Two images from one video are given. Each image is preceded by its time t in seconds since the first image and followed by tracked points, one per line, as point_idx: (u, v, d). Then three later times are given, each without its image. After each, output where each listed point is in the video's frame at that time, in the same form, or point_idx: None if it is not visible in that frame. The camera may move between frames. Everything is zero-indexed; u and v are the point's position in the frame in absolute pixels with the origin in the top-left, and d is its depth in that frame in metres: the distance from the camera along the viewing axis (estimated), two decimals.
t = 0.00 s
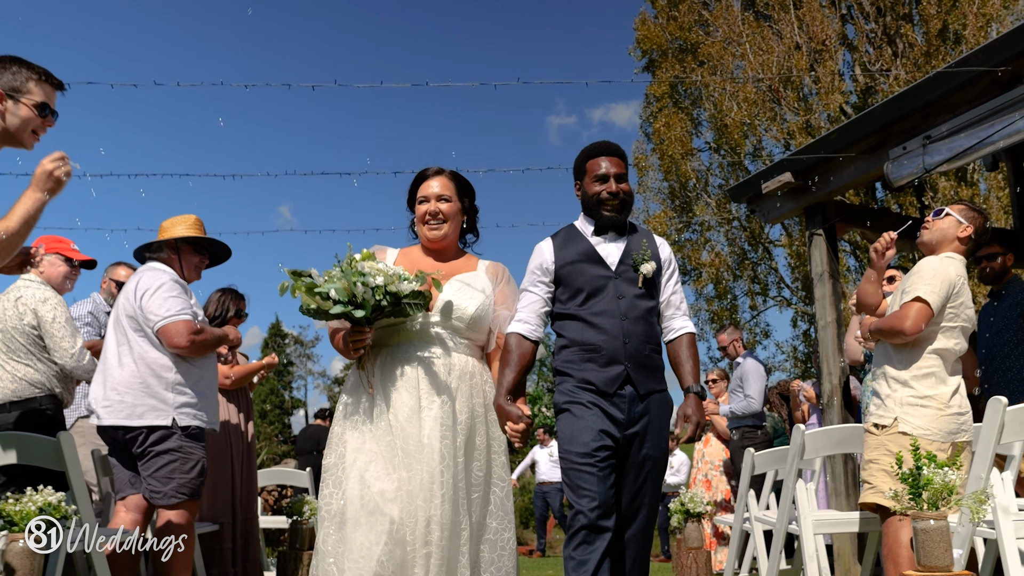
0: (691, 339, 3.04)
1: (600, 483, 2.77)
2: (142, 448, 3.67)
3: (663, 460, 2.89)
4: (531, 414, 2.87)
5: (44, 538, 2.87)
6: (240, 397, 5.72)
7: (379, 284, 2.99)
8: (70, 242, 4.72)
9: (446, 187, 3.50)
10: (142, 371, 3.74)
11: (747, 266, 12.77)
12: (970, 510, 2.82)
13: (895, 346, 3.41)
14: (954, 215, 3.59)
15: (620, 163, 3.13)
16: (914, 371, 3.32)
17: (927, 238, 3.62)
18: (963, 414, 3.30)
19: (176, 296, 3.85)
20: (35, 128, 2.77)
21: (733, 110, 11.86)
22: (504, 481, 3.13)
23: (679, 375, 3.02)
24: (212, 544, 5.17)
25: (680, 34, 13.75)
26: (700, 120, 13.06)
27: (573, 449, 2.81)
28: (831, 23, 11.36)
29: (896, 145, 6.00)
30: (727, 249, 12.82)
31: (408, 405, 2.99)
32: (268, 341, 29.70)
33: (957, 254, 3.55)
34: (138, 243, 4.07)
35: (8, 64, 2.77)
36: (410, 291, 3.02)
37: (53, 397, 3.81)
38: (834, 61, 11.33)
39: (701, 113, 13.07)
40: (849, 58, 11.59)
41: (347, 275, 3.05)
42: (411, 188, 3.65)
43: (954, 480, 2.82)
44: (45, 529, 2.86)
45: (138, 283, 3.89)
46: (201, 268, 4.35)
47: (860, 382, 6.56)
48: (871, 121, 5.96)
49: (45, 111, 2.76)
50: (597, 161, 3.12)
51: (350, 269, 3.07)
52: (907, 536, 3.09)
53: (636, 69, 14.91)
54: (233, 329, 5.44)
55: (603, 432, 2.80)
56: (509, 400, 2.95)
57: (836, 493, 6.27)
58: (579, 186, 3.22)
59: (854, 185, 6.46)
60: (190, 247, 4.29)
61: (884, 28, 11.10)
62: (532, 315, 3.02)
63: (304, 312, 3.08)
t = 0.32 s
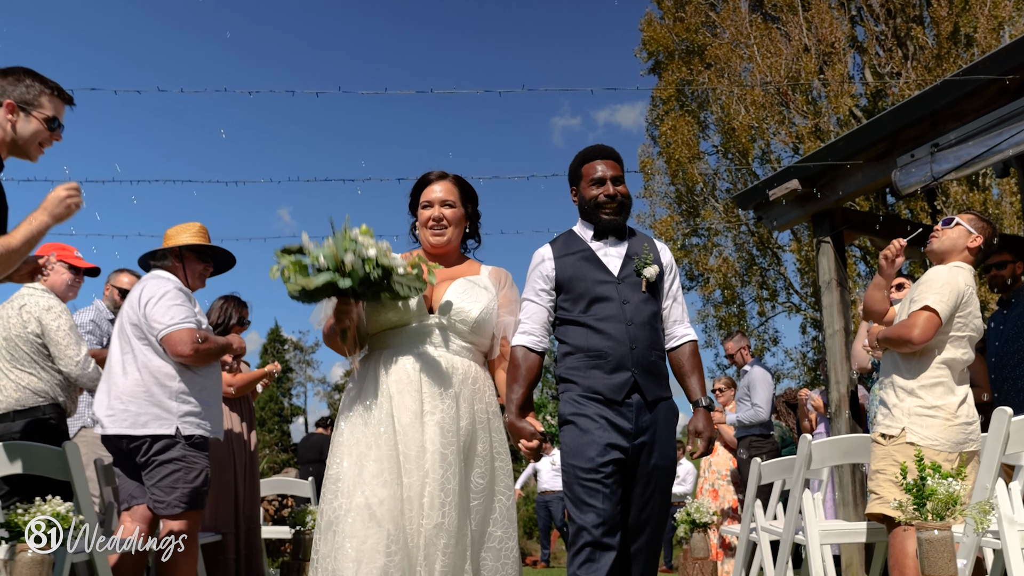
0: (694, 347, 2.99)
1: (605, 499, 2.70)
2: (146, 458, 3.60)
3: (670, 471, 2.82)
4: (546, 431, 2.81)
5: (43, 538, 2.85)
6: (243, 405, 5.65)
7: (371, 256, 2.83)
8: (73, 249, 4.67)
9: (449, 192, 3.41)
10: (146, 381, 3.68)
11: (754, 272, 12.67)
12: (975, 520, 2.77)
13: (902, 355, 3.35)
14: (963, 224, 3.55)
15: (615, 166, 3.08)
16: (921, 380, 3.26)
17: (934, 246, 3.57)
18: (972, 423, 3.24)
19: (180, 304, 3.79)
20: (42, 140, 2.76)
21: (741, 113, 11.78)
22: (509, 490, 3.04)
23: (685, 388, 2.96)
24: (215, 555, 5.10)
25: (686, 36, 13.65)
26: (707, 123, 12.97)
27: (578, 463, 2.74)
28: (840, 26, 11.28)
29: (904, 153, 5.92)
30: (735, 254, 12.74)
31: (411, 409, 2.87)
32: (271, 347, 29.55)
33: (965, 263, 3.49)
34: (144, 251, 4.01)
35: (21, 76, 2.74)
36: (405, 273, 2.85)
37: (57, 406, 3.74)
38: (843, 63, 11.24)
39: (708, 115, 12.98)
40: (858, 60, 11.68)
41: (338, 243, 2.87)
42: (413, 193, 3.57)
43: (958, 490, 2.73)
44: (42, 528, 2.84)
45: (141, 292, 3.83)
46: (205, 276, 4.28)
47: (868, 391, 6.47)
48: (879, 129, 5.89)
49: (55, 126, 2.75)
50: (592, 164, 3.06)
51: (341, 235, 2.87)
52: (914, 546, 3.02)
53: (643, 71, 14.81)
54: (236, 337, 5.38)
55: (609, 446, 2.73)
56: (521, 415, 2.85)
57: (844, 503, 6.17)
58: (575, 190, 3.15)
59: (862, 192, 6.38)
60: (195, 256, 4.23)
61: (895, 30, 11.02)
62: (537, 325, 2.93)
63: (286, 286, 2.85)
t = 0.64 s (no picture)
0: (697, 348, 2.93)
1: (605, 508, 2.65)
2: (150, 467, 3.54)
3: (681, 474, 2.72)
4: (557, 440, 2.75)
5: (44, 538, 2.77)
6: (246, 412, 5.59)
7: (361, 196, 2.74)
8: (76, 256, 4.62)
9: (455, 196, 3.27)
10: (150, 390, 3.62)
11: (763, 277, 12.57)
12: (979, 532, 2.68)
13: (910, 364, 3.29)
14: (974, 233, 3.47)
15: (611, 167, 3.01)
16: (929, 389, 3.21)
17: (943, 255, 3.50)
18: (979, 432, 3.19)
19: (185, 313, 3.74)
20: (48, 156, 2.73)
21: (749, 116, 11.71)
22: (512, 497, 2.94)
23: (691, 392, 2.90)
24: (218, 564, 5.02)
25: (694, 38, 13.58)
26: (714, 126, 12.89)
27: (581, 471, 2.67)
28: (849, 27, 11.19)
29: (911, 160, 5.83)
30: (743, 259, 12.59)
31: (410, 411, 2.79)
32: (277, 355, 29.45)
33: (973, 273, 3.42)
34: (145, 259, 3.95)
35: (35, 91, 2.72)
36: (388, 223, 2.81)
37: (60, 415, 3.65)
38: (853, 65, 11.14)
39: (715, 118, 12.90)
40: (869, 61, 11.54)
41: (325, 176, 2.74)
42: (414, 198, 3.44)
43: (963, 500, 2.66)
44: (42, 528, 2.75)
45: (145, 301, 3.77)
46: (210, 285, 4.22)
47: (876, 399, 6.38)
48: (885, 137, 5.81)
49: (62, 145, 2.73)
50: (588, 165, 3.00)
51: (327, 170, 2.75)
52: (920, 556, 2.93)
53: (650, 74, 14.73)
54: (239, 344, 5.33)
55: (611, 453, 2.66)
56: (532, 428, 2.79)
57: (851, 513, 6.07)
58: (574, 193, 3.09)
59: (870, 200, 6.30)
60: (200, 264, 4.15)
61: (905, 31, 10.92)
62: (541, 331, 2.87)
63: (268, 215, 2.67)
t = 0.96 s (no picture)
0: (701, 351, 2.88)
1: (606, 518, 2.59)
2: (153, 474, 3.48)
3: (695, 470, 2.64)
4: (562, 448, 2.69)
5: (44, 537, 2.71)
6: (248, 420, 5.53)
7: (342, 126, 2.71)
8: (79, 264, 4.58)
9: (458, 201, 3.20)
10: (152, 398, 3.57)
11: (771, 282, 12.47)
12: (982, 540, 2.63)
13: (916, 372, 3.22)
14: (983, 242, 3.41)
15: (610, 169, 2.94)
16: (936, 397, 3.14)
17: (950, 262, 3.43)
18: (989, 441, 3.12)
19: (186, 321, 3.68)
20: (48, 169, 2.69)
21: (757, 119, 11.64)
22: (513, 501, 2.86)
23: (697, 394, 2.84)
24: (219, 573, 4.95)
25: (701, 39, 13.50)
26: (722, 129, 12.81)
27: (583, 481, 2.60)
28: (858, 29, 11.10)
29: (918, 166, 5.75)
30: (751, 263, 12.56)
31: (408, 410, 2.71)
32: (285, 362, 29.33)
33: (980, 282, 3.36)
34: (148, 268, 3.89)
35: (48, 105, 2.67)
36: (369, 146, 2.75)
37: (62, 423, 3.59)
38: (862, 66, 11.04)
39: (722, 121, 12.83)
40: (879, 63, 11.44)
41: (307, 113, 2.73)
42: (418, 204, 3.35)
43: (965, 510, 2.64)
44: (42, 528, 2.71)
45: (148, 309, 3.72)
46: (212, 292, 4.15)
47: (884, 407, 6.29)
48: (892, 144, 5.74)
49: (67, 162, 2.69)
50: (587, 168, 2.92)
51: (306, 105, 2.74)
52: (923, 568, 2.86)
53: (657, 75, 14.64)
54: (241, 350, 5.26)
55: (613, 462, 2.59)
56: (539, 437, 2.73)
57: (859, 521, 5.98)
58: (569, 197, 3.01)
59: (877, 206, 6.23)
60: (202, 272, 4.11)
61: (915, 32, 10.81)
62: (543, 337, 2.80)
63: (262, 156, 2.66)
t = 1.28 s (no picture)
0: (705, 353, 2.82)
1: (611, 525, 2.53)
2: (155, 481, 3.42)
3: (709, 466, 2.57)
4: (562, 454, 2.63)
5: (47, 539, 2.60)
6: (249, 426, 5.47)
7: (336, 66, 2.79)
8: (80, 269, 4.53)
9: (461, 205, 3.13)
10: (154, 404, 3.51)
11: (778, 286, 12.38)
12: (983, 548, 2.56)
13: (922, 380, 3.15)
14: (989, 250, 3.34)
15: (611, 172, 2.87)
16: (942, 406, 3.07)
17: (957, 269, 3.37)
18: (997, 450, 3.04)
19: (188, 327, 3.61)
20: (45, 180, 2.62)
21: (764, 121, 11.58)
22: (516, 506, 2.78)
23: (702, 395, 2.78)
24: None
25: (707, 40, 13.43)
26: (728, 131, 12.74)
27: (587, 489, 2.54)
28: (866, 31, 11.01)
29: (924, 172, 5.68)
30: (758, 267, 12.44)
31: (407, 410, 2.65)
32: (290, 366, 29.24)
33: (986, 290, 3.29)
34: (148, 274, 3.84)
35: (60, 119, 2.63)
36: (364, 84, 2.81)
37: (63, 429, 3.54)
38: (871, 67, 10.96)
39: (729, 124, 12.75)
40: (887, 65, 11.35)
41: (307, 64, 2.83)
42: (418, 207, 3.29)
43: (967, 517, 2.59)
44: (43, 528, 2.59)
45: (150, 314, 3.65)
46: (214, 297, 4.08)
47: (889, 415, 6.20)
48: (897, 150, 5.66)
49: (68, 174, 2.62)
50: (588, 170, 2.86)
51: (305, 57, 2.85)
52: None
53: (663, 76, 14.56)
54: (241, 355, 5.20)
55: (618, 469, 2.53)
56: (539, 442, 2.66)
57: (864, 529, 5.89)
58: (569, 199, 2.94)
59: (883, 213, 6.15)
60: (203, 277, 4.02)
61: (924, 33, 10.71)
62: (545, 341, 2.73)
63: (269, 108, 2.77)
